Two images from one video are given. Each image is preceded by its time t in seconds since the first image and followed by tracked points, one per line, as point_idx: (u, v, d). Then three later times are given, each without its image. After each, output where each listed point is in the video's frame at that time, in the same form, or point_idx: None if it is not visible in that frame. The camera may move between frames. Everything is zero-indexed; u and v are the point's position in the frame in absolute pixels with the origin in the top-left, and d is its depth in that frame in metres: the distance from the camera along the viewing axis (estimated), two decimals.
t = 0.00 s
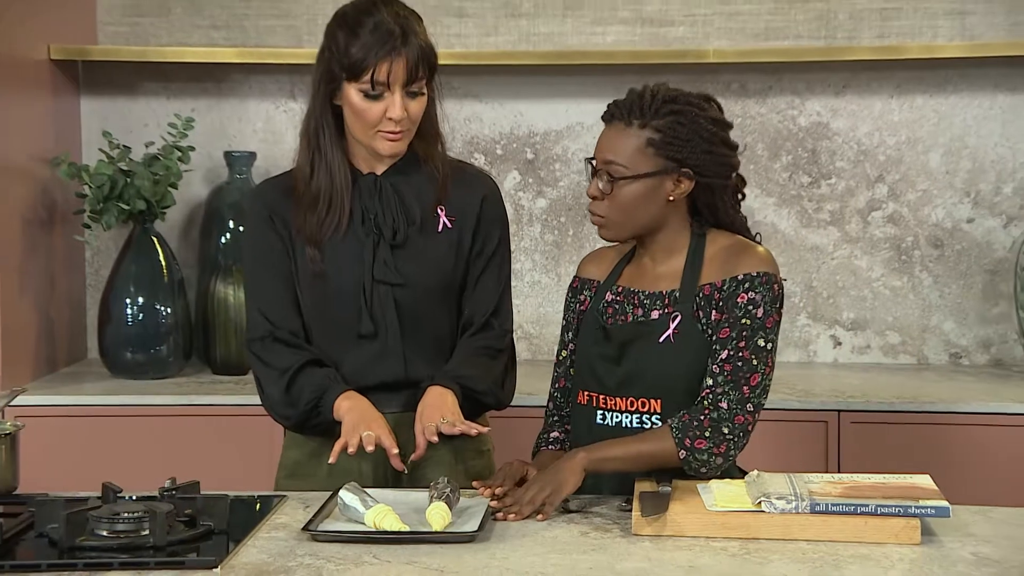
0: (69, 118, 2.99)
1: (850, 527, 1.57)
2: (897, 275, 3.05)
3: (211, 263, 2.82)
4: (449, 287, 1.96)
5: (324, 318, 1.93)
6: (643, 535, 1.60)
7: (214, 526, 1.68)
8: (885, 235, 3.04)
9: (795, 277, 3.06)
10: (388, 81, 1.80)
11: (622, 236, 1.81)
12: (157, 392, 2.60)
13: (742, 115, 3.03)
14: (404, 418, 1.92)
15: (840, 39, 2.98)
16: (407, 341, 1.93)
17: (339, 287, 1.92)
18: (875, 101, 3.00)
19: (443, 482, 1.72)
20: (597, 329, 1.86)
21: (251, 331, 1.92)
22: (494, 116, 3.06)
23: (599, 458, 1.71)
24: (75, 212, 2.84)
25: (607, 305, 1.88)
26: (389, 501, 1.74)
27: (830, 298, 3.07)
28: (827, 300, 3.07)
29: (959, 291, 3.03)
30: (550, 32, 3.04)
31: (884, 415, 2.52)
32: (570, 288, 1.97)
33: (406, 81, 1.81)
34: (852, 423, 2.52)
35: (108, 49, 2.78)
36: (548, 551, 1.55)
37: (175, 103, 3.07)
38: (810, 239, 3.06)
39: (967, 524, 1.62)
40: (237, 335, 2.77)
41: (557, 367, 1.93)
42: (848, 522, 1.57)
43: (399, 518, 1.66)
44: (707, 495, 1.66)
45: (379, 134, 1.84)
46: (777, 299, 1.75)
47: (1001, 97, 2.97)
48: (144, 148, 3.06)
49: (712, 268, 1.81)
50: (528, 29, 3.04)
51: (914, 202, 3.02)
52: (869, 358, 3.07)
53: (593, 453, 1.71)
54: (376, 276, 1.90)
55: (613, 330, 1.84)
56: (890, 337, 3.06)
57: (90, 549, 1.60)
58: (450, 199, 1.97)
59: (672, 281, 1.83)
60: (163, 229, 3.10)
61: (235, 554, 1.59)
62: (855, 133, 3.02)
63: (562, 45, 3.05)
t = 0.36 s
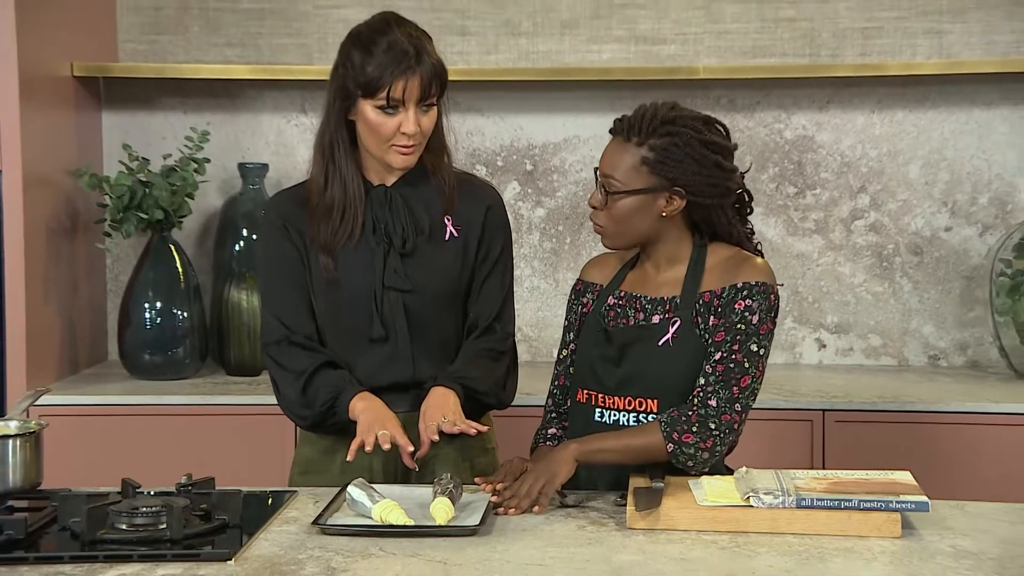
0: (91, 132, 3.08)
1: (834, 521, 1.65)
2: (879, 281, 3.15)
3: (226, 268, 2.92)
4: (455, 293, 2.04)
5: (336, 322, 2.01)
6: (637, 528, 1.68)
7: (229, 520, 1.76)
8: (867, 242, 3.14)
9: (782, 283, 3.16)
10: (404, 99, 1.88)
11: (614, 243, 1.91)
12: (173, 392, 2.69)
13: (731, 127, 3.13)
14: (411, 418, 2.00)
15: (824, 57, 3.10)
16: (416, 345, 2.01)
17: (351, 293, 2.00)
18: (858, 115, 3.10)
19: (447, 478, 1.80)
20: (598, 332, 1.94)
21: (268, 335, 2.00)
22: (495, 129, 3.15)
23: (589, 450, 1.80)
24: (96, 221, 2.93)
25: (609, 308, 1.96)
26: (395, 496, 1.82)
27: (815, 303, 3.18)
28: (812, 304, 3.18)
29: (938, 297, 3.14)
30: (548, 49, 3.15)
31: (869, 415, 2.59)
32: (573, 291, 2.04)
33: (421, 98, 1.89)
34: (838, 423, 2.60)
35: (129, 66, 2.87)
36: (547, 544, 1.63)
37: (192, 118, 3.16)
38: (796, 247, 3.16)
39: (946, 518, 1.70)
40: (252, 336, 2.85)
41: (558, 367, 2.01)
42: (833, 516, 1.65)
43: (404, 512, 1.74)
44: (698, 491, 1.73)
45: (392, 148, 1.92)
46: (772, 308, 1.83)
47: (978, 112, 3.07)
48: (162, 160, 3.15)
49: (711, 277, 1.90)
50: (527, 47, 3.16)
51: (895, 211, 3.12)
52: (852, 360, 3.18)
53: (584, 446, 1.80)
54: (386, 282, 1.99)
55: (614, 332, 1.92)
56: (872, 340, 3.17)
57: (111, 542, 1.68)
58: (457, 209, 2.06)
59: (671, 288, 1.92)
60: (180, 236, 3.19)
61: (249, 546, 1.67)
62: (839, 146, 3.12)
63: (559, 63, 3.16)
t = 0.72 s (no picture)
0: (108, 142, 3.15)
1: (821, 515, 1.72)
2: (864, 285, 3.23)
3: (237, 272, 2.99)
4: (457, 297, 2.11)
5: (343, 324, 2.08)
6: (632, 522, 1.74)
7: (240, 514, 1.83)
8: (853, 247, 3.22)
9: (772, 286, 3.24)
10: (407, 105, 1.95)
11: (622, 253, 1.95)
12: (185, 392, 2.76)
13: (723, 137, 3.21)
14: (414, 416, 2.07)
15: (812, 69, 3.18)
16: (419, 346, 2.08)
17: (356, 295, 2.07)
18: (843, 126, 3.19)
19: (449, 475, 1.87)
20: (597, 332, 2.02)
21: (276, 337, 2.07)
22: (496, 138, 3.22)
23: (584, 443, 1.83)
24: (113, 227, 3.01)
25: (607, 309, 2.03)
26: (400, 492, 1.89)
27: (803, 305, 3.26)
28: (800, 307, 3.26)
29: (920, 299, 3.22)
30: (547, 61, 3.23)
31: (855, 413, 2.66)
32: (574, 294, 2.12)
33: (422, 105, 1.96)
34: (825, 421, 2.66)
35: (144, 77, 2.94)
36: (546, 537, 1.70)
37: (205, 127, 3.24)
38: (785, 252, 3.24)
39: (928, 513, 1.77)
40: (261, 337, 2.92)
41: (558, 367, 2.08)
42: (820, 510, 1.72)
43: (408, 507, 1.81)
44: (690, 486, 1.80)
45: (397, 155, 1.99)
46: (764, 312, 1.90)
47: (959, 122, 3.16)
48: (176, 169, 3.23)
49: (707, 282, 1.96)
50: (527, 60, 3.24)
51: (879, 217, 3.20)
52: (838, 360, 3.26)
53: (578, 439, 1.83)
54: (390, 285, 2.06)
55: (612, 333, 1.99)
56: (858, 340, 3.25)
57: (126, 536, 1.75)
58: (458, 216, 2.13)
59: (667, 291, 1.98)
60: (192, 242, 3.27)
61: (260, 539, 1.74)
62: (825, 155, 3.20)
63: (557, 75, 3.24)
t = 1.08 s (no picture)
0: (121, 148, 3.22)
1: (812, 510, 1.77)
2: (853, 287, 3.29)
3: (246, 275, 3.05)
4: (459, 300, 2.17)
5: (348, 326, 2.14)
6: (628, 517, 1.80)
7: (249, 510, 1.88)
8: (842, 251, 3.28)
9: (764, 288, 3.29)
10: (404, 119, 2.01)
11: (628, 260, 2.01)
12: (195, 390, 2.82)
13: (716, 144, 3.27)
14: (417, 415, 2.13)
15: (802, 78, 3.24)
16: (422, 348, 2.14)
17: (362, 298, 2.13)
18: (832, 133, 3.24)
19: (452, 472, 1.93)
20: (597, 332, 2.08)
21: (284, 338, 2.13)
22: (497, 145, 3.28)
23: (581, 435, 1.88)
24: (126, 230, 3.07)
25: (607, 310, 2.09)
26: (404, 487, 1.95)
27: (794, 306, 3.31)
28: (791, 308, 3.31)
29: (908, 301, 3.28)
30: (546, 71, 3.30)
31: (845, 411, 2.72)
32: (575, 296, 2.19)
33: (421, 118, 2.02)
34: (816, 418, 2.72)
35: (156, 86, 3.00)
36: (545, 531, 1.75)
37: (214, 134, 3.30)
38: (777, 255, 3.30)
39: (915, 509, 1.82)
40: (270, 338, 2.99)
41: (559, 367, 2.15)
42: (811, 505, 1.78)
43: (412, 502, 1.87)
44: (685, 481, 1.86)
45: (395, 166, 2.05)
46: (757, 314, 1.95)
47: (944, 130, 3.22)
48: (187, 174, 3.29)
49: (702, 284, 2.01)
50: (526, 69, 3.30)
51: (868, 221, 3.26)
52: (828, 360, 3.32)
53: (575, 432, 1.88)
54: (394, 289, 2.12)
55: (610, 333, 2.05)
56: (847, 341, 3.30)
57: (138, 530, 1.80)
58: (461, 221, 2.19)
59: (665, 292, 2.04)
60: (203, 245, 3.33)
61: (268, 532, 1.79)
62: (815, 161, 3.26)
63: (556, 84, 3.30)
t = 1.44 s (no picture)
0: (131, 152, 3.26)
1: (805, 506, 1.82)
2: (845, 287, 3.33)
3: (253, 275, 3.10)
4: (461, 301, 2.22)
5: (353, 325, 2.18)
6: (625, 512, 1.84)
7: (256, 505, 1.93)
8: (834, 252, 3.32)
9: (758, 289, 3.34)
10: (396, 123, 2.04)
11: (630, 260, 2.05)
12: (203, 388, 2.87)
13: (711, 148, 3.32)
14: (420, 413, 2.18)
15: (795, 84, 3.28)
16: (425, 347, 2.19)
17: (366, 298, 2.18)
18: (825, 138, 3.29)
19: (453, 468, 1.97)
20: (593, 332, 2.12)
21: (290, 337, 2.18)
22: (497, 149, 3.33)
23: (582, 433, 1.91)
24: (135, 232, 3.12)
25: (603, 310, 2.13)
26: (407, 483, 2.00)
27: (787, 306, 3.35)
28: (785, 308, 3.35)
29: (898, 302, 3.32)
30: (545, 77, 3.34)
31: (836, 408, 2.76)
32: (571, 296, 2.23)
33: (412, 123, 2.05)
34: (808, 416, 2.76)
35: (165, 92, 3.05)
36: (544, 526, 1.80)
37: (222, 138, 3.35)
38: (771, 256, 3.34)
39: (906, 505, 1.86)
40: (276, 337, 3.03)
41: (557, 366, 2.19)
42: (804, 500, 1.82)
43: (414, 498, 1.92)
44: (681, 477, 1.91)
45: (391, 168, 2.10)
46: (750, 313, 1.99)
47: (933, 135, 3.26)
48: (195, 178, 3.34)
49: (697, 284, 2.06)
50: (526, 75, 3.34)
51: (859, 223, 3.30)
52: (820, 360, 3.36)
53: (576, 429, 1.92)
54: (398, 289, 2.16)
55: (607, 333, 2.10)
56: (839, 340, 3.34)
57: (148, 524, 1.85)
58: (464, 224, 2.24)
59: (660, 292, 2.09)
60: (210, 246, 3.38)
61: (274, 527, 1.84)
62: (808, 165, 3.30)
63: (555, 90, 3.35)
